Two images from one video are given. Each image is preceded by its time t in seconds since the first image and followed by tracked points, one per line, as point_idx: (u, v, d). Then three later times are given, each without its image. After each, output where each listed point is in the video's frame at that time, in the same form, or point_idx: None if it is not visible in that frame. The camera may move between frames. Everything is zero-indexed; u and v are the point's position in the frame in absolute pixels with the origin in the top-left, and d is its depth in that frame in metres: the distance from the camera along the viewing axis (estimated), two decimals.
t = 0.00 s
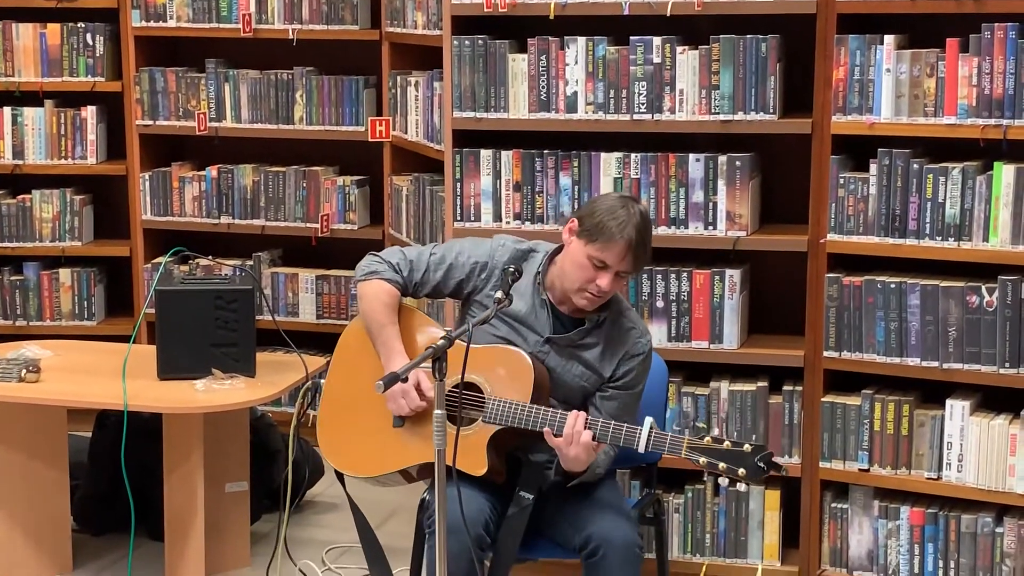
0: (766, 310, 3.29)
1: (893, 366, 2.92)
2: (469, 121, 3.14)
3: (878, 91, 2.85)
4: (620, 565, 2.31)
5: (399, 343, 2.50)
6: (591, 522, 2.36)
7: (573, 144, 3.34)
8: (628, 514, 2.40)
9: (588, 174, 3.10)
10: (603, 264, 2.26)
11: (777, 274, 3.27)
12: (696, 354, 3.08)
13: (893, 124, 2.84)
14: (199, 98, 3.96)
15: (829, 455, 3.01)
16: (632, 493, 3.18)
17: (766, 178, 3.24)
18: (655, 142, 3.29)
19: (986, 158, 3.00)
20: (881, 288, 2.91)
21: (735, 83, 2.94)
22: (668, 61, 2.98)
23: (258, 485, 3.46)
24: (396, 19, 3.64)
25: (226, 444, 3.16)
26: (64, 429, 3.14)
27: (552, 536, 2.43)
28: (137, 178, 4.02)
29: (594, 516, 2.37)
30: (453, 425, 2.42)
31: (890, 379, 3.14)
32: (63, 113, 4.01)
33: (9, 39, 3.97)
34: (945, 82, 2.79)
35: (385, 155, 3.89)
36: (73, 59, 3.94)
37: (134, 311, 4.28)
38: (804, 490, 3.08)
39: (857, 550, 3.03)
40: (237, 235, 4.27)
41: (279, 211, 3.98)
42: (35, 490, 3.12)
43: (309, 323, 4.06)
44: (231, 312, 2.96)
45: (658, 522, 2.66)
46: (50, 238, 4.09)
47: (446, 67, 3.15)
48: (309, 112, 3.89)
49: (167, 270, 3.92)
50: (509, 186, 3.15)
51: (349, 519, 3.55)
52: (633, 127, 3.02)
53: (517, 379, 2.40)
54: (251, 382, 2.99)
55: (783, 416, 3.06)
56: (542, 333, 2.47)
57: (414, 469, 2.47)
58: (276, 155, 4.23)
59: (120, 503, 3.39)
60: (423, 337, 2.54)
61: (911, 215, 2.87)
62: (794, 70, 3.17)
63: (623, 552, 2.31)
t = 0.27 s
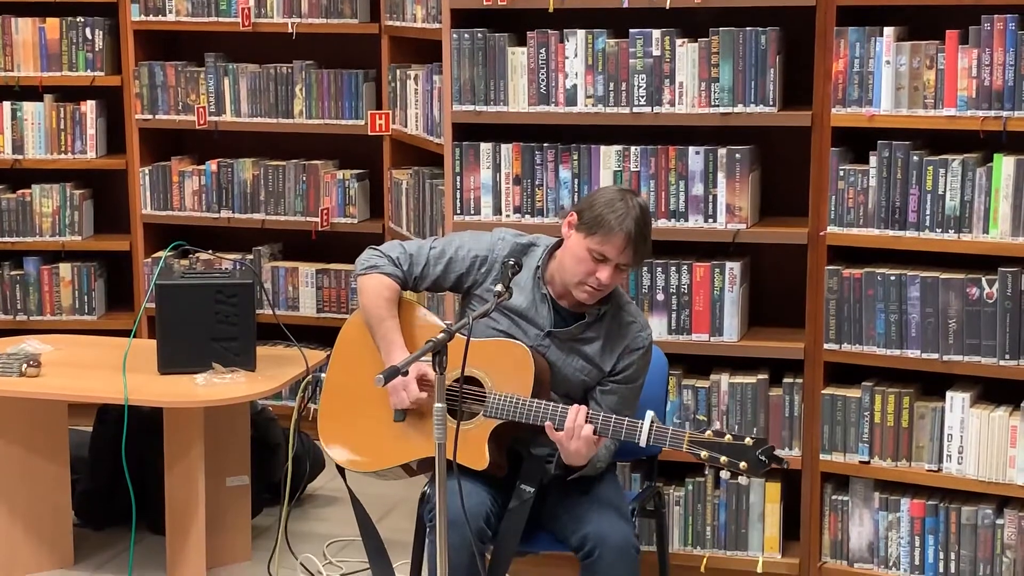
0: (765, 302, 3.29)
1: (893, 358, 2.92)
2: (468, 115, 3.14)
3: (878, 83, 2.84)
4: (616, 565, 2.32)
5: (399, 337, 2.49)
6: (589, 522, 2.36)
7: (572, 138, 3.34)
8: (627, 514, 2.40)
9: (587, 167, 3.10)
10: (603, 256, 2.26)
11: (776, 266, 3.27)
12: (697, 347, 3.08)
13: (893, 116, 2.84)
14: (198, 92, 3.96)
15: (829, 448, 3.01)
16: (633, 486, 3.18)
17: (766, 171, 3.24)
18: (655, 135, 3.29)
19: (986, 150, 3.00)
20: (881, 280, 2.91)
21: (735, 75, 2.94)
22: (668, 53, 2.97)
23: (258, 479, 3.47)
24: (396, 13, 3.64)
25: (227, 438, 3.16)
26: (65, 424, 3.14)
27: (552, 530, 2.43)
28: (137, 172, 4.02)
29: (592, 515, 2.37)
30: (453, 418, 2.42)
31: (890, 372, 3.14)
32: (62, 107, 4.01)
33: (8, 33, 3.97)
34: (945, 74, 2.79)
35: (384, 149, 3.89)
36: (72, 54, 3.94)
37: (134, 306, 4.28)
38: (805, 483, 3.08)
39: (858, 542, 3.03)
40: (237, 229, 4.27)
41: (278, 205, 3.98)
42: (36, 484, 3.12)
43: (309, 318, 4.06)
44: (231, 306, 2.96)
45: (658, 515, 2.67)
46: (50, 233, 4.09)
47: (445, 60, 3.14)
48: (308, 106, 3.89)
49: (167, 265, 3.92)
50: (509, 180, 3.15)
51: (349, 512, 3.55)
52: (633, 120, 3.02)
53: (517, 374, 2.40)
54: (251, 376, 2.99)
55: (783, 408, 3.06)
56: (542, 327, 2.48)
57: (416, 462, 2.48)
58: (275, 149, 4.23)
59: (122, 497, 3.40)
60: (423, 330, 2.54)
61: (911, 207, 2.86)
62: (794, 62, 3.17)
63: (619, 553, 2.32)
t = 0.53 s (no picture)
0: (766, 296, 3.29)
1: (893, 352, 2.92)
2: (468, 110, 3.14)
3: (877, 77, 2.84)
4: (618, 565, 2.31)
5: (398, 333, 2.49)
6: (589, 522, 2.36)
7: (572, 132, 3.34)
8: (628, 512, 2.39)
9: (587, 161, 3.09)
10: (596, 250, 2.27)
11: (776, 260, 3.27)
12: (697, 341, 3.08)
13: (893, 110, 2.84)
14: (197, 88, 3.96)
15: (830, 441, 3.01)
16: (634, 480, 3.18)
17: (766, 165, 3.23)
18: (655, 129, 3.28)
19: (986, 143, 2.99)
20: (882, 274, 2.91)
21: (734, 69, 2.93)
22: (667, 47, 2.97)
23: (259, 475, 3.47)
24: (395, 8, 3.64)
25: (227, 434, 3.16)
26: (66, 421, 3.14)
27: (552, 524, 2.44)
28: (136, 169, 4.02)
29: (592, 514, 2.37)
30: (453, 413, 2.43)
31: (891, 365, 3.14)
32: (61, 104, 4.01)
33: (7, 30, 3.96)
34: (944, 67, 2.79)
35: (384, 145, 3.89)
36: (71, 50, 3.94)
37: (134, 303, 4.28)
38: (805, 477, 3.08)
39: (859, 535, 3.03)
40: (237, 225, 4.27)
41: (278, 201, 3.98)
42: (37, 481, 3.12)
43: (309, 313, 4.06)
44: (231, 302, 2.97)
45: (659, 509, 2.66)
46: (50, 230, 4.09)
47: (444, 56, 3.14)
48: (307, 102, 3.89)
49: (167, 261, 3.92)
50: (508, 175, 3.15)
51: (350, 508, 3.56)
52: (633, 114, 3.02)
53: (516, 368, 2.40)
54: (252, 372, 2.99)
55: (784, 402, 3.06)
56: (540, 321, 2.48)
57: (416, 457, 2.48)
58: (275, 145, 4.22)
59: (123, 493, 3.40)
60: (422, 327, 2.54)
61: (911, 200, 2.86)
62: (793, 55, 3.16)
63: (621, 552, 2.31)
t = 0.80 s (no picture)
0: (763, 293, 3.29)
1: (891, 348, 2.93)
2: (465, 108, 3.14)
3: (874, 73, 2.84)
4: (621, 548, 2.30)
5: (393, 331, 2.49)
6: (590, 507, 2.36)
7: (569, 130, 3.34)
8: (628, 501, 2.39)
9: (584, 159, 3.09)
10: (584, 241, 2.27)
11: (774, 257, 3.28)
12: (695, 338, 3.08)
13: (890, 106, 2.84)
14: (195, 88, 3.96)
15: (828, 438, 3.02)
16: (632, 477, 3.19)
17: (763, 162, 3.24)
18: (652, 127, 3.29)
19: (982, 139, 3.00)
20: (879, 270, 2.91)
21: (731, 66, 2.94)
22: (664, 45, 2.97)
23: (258, 475, 3.47)
24: (392, 7, 3.64)
25: (226, 433, 3.16)
26: (65, 420, 3.14)
27: (550, 520, 2.44)
28: (134, 168, 4.02)
29: (594, 499, 2.38)
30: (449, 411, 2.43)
31: (889, 361, 3.14)
32: (59, 104, 4.01)
33: (4, 31, 3.96)
34: (941, 63, 2.79)
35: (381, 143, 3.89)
36: (68, 50, 3.94)
37: (133, 302, 4.28)
38: (804, 473, 3.09)
39: (858, 531, 3.03)
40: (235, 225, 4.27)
41: (276, 200, 3.99)
42: (36, 480, 3.12)
43: (308, 312, 4.07)
44: (230, 302, 2.97)
45: (658, 507, 2.66)
46: (48, 230, 4.09)
47: (442, 54, 3.14)
48: (305, 101, 3.89)
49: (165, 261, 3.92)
50: (506, 173, 3.15)
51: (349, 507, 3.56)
52: (630, 112, 3.02)
53: (512, 365, 2.41)
54: (250, 371, 2.99)
55: (782, 399, 3.06)
56: (536, 317, 2.48)
57: (413, 455, 2.48)
58: (272, 145, 4.23)
59: (122, 493, 3.40)
60: (419, 324, 2.54)
61: (908, 196, 2.87)
62: (790, 52, 3.17)
63: (623, 535, 2.31)
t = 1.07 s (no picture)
0: (762, 292, 3.29)
1: (890, 347, 2.93)
2: (463, 109, 3.14)
3: (871, 72, 2.85)
4: (618, 547, 2.30)
5: (389, 332, 2.49)
6: (587, 507, 2.36)
7: (567, 130, 3.34)
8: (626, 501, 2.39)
9: (583, 159, 3.10)
10: (565, 238, 2.28)
11: (773, 256, 3.28)
12: (693, 338, 3.08)
13: (887, 105, 2.84)
14: (193, 89, 3.96)
15: (827, 437, 3.02)
16: (631, 477, 3.19)
17: (761, 161, 3.24)
18: (650, 127, 3.29)
19: (980, 137, 3.00)
20: (878, 269, 2.91)
21: (729, 66, 2.94)
22: (662, 44, 2.97)
23: (257, 476, 3.47)
24: (390, 7, 3.64)
25: (225, 434, 3.17)
26: (63, 421, 3.14)
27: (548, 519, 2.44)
28: (132, 170, 4.02)
29: (591, 499, 2.38)
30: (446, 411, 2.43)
31: (887, 360, 3.14)
32: (57, 105, 4.01)
33: (2, 33, 3.97)
34: (939, 61, 2.79)
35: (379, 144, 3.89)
36: (67, 51, 3.94)
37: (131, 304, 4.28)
38: (803, 472, 3.09)
39: (857, 531, 3.04)
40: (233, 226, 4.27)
41: (274, 201, 3.99)
42: (35, 482, 3.12)
43: (306, 313, 4.07)
44: (227, 303, 2.97)
45: (657, 506, 2.66)
46: (47, 231, 4.10)
47: (439, 54, 3.14)
48: (303, 102, 3.89)
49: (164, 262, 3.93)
50: (504, 173, 3.15)
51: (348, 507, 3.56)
52: (628, 111, 3.02)
53: (507, 366, 2.41)
54: (248, 371, 2.99)
55: (781, 398, 3.07)
56: (531, 318, 2.48)
57: (411, 456, 2.48)
58: (270, 146, 4.23)
59: (121, 494, 3.40)
60: (414, 324, 2.54)
61: (906, 195, 2.87)
62: (788, 51, 3.17)
63: (621, 534, 2.31)
